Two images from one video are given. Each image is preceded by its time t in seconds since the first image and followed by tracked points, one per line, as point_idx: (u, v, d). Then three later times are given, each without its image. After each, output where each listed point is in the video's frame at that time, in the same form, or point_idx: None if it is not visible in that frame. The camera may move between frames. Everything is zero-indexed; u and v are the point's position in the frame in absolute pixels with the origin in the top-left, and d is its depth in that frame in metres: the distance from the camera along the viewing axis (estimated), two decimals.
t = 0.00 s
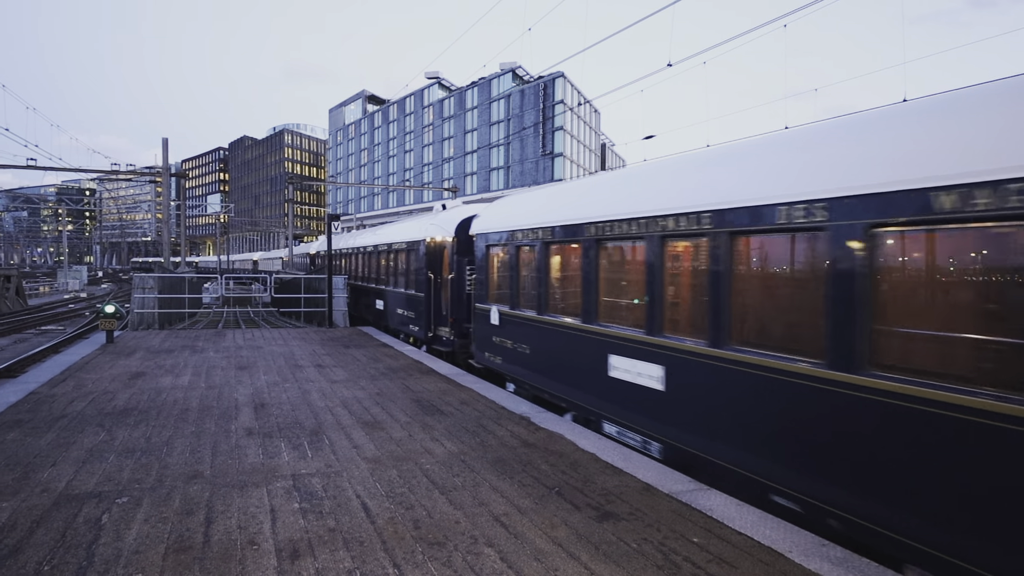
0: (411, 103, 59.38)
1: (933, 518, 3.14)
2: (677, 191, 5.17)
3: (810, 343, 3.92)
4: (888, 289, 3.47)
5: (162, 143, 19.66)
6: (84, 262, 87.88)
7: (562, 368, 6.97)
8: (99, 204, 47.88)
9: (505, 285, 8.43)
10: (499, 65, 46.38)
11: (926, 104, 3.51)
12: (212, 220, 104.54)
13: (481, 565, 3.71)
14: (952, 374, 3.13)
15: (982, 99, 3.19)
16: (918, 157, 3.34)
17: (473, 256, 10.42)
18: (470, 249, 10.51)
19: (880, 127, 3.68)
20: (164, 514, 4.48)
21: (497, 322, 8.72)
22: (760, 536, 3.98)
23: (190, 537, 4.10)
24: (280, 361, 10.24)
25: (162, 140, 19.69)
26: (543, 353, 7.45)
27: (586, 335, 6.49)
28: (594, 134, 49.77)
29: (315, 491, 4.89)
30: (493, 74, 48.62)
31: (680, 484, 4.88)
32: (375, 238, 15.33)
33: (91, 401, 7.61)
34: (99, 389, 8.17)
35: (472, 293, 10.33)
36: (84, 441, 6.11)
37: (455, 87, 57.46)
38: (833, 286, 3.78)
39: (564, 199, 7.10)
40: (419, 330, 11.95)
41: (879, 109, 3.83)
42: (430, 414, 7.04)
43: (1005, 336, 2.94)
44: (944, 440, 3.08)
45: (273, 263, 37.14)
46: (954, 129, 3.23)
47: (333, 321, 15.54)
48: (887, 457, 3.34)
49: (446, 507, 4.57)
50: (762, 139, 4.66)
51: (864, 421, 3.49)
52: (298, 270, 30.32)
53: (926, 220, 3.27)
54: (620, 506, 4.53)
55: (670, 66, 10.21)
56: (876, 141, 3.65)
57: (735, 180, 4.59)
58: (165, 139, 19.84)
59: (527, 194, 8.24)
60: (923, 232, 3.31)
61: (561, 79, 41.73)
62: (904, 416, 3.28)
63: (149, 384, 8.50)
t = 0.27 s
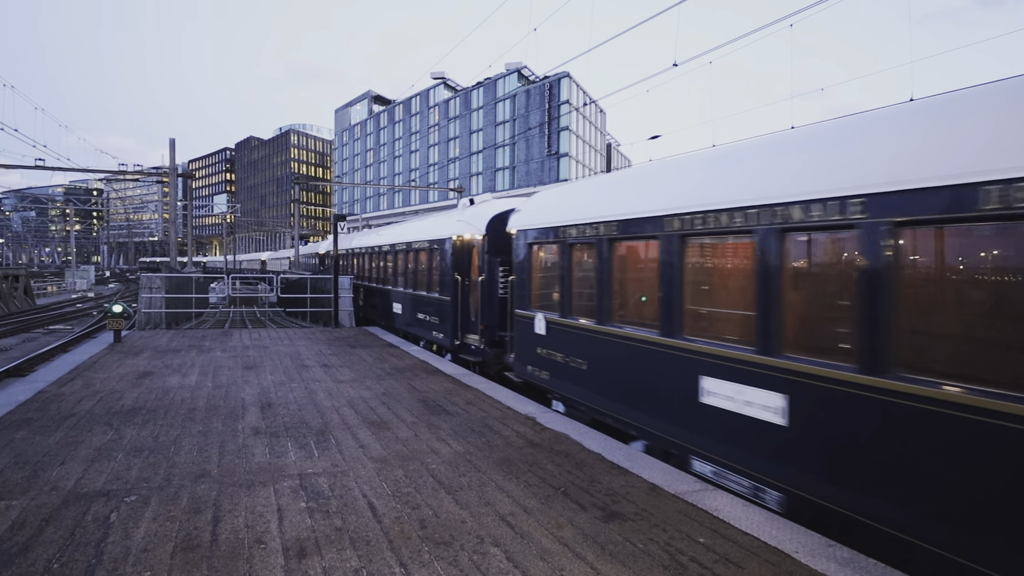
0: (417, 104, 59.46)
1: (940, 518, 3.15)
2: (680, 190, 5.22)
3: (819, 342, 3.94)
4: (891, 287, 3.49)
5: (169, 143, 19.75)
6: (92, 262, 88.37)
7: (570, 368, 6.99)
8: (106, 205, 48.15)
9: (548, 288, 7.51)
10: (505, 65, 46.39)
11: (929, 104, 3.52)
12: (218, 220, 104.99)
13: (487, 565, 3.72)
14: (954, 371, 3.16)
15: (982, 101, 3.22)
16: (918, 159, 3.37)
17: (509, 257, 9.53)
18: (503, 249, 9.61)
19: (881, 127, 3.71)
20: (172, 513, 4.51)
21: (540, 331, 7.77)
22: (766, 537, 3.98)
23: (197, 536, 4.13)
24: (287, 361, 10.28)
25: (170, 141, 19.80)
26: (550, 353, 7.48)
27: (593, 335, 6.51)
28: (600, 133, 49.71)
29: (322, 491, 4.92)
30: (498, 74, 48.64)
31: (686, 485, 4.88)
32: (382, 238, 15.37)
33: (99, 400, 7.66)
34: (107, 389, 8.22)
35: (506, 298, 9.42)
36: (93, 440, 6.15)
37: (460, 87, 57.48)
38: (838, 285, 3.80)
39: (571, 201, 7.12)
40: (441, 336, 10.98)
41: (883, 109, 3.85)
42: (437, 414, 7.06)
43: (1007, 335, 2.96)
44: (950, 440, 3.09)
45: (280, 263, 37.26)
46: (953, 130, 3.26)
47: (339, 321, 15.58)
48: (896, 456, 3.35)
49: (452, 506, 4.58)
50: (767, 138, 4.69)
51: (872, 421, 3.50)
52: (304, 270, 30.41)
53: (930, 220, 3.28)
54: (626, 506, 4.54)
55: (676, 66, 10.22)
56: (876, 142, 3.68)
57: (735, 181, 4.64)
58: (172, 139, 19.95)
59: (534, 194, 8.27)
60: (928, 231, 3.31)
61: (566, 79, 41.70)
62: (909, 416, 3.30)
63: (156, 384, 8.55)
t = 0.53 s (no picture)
0: (421, 104, 59.54)
1: (949, 519, 3.15)
2: (685, 190, 5.28)
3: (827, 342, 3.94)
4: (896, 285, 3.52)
5: (175, 145, 19.84)
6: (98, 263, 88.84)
7: (576, 367, 7.01)
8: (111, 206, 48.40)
9: (602, 292, 6.48)
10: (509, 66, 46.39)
11: (932, 105, 3.57)
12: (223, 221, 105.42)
13: (493, 565, 3.74)
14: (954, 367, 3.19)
15: (983, 102, 3.27)
16: (918, 159, 3.43)
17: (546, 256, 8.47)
18: (539, 248, 8.59)
19: (885, 127, 3.77)
20: (179, 513, 4.54)
21: (593, 341, 6.64)
22: (772, 537, 3.97)
23: (204, 536, 4.15)
24: (292, 361, 10.32)
25: (176, 143, 19.89)
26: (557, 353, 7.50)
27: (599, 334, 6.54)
28: (605, 134, 49.72)
29: (328, 491, 4.94)
30: (503, 75, 48.68)
31: (691, 485, 4.88)
32: (387, 239, 15.41)
33: (106, 401, 7.71)
34: (114, 389, 8.28)
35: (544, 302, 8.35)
36: (100, 440, 6.19)
37: (465, 87, 57.51)
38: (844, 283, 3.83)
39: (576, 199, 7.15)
40: (467, 344, 10.01)
41: (888, 110, 3.90)
42: (442, 415, 7.07)
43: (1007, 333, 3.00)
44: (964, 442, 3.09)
45: (285, 264, 37.39)
46: (954, 131, 3.31)
47: (344, 322, 15.62)
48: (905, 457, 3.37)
49: (458, 506, 4.59)
50: (771, 139, 4.74)
51: (880, 422, 3.51)
52: (309, 271, 30.48)
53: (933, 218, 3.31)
54: (631, 507, 4.54)
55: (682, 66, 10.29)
56: (879, 142, 3.74)
57: (738, 181, 4.71)
58: (178, 140, 20.02)
59: (541, 195, 8.31)
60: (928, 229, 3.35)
61: (571, 79, 41.69)
62: (913, 417, 3.33)
63: (163, 384, 8.59)
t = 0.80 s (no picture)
0: (428, 104, 59.60)
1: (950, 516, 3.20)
2: (689, 190, 5.36)
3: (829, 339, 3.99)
4: (900, 286, 3.55)
5: (183, 144, 19.92)
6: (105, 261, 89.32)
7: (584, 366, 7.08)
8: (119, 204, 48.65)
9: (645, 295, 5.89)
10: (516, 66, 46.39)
11: (933, 108, 3.63)
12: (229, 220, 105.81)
13: (500, 564, 3.75)
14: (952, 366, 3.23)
15: (990, 105, 3.29)
16: (919, 161, 3.49)
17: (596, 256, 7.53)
18: (586, 248, 7.71)
19: (895, 130, 3.77)
20: (188, 510, 4.57)
21: (665, 356, 5.54)
22: (780, 539, 3.97)
23: (213, 534, 4.18)
24: (299, 360, 10.36)
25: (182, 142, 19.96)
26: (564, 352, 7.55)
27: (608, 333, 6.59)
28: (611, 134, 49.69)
29: (335, 489, 4.96)
30: (510, 75, 48.69)
31: (699, 486, 4.88)
32: (393, 238, 15.44)
33: (115, 399, 7.76)
34: (122, 387, 8.33)
35: (594, 308, 7.57)
36: (109, 438, 6.24)
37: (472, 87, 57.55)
38: (846, 284, 3.89)
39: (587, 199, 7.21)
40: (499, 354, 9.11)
41: (895, 111, 3.90)
42: (449, 414, 7.09)
43: (1004, 332, 3.03)
44: (965, 441, 3.12)
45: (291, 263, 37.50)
46: (961, 134, 3.34)
47: (350, 321, 15.66)
48: (907, 456, 3.40)
49: (465, 506, 4.60)
50: (774, 142, 4.81)
51: (882, 421, 3.55)
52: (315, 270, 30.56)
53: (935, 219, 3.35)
54: (639, 507, 4.54)
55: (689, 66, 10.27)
56: (887, 144, 3.76)
57: (742, 182, 4.78)
58: (185, 139, 20.10)
59: (547, 194, 8.32)
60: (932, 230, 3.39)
61: (578, 79, 41.66)
62: (918, 416, 3.36)
63: (171, 382, 8.64)
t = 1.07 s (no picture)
0: (436, 103, 59.67)
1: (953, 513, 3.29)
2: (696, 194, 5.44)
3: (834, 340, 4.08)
4: (916, 289, 3.56)
5: (194, 146, 20.05)
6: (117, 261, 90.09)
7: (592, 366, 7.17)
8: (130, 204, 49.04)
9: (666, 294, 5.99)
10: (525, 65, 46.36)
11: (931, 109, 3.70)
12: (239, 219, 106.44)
13: (512, 566, 3.75)
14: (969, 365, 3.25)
15: (991, 107, 3.33)
16: (920, 163, 3.57)
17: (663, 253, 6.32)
18: (648, 246, 6.58)
19: (895, 132, 3.83)
20: (201, 511, 4.61)
21: (783, 382, 4.44)
22: (792, 542, 3.94)
23: (226, 535, 4.21)
24: (310, 361, 10.41)
25: (193, 144, 20.04)
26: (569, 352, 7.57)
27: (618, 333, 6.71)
28: (620, 134, 49.55)
29: (346, 491, 4.98)
30: (518, 74, 48.67)
31: (710, 488, 4.86)
32: (403, 240, 15.48)
33: (128, 400, 7.83)
34: (135, 388, 8.40)
35: (662, 316, 6.38)
36: (123, 439, 6.29)
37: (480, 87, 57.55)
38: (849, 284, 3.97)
39: (602, 199, 7.14)
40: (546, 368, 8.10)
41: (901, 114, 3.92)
42: (459, 415, 7.10)
43: (999, 328, 3.11)
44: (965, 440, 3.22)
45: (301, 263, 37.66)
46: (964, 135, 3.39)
47: (360, 322, 15.72)
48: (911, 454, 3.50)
49: (476, 508, 4.61)
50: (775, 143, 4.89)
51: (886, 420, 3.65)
52: (325, 271, 30.69)
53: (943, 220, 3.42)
54: (650, 509, 4.53)
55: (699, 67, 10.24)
56: (893, 146, 3.80)
57: (747, 185, 4.87)
58: (197, 141, 20.24)
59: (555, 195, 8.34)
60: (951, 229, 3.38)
61: (586, 78, 41.55)
62: (921, 414, 3.46)
63: (183, 383, 8.71)
